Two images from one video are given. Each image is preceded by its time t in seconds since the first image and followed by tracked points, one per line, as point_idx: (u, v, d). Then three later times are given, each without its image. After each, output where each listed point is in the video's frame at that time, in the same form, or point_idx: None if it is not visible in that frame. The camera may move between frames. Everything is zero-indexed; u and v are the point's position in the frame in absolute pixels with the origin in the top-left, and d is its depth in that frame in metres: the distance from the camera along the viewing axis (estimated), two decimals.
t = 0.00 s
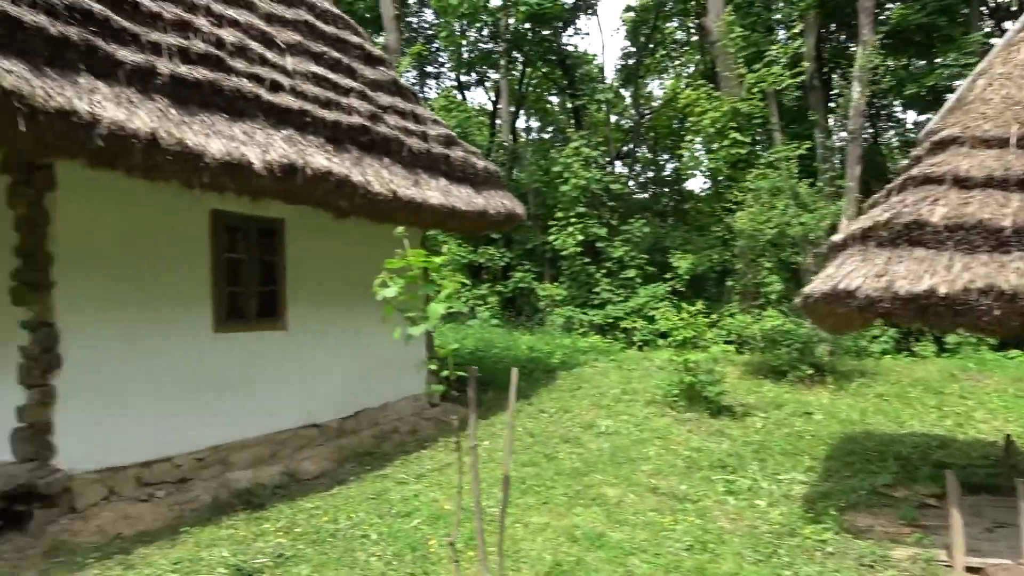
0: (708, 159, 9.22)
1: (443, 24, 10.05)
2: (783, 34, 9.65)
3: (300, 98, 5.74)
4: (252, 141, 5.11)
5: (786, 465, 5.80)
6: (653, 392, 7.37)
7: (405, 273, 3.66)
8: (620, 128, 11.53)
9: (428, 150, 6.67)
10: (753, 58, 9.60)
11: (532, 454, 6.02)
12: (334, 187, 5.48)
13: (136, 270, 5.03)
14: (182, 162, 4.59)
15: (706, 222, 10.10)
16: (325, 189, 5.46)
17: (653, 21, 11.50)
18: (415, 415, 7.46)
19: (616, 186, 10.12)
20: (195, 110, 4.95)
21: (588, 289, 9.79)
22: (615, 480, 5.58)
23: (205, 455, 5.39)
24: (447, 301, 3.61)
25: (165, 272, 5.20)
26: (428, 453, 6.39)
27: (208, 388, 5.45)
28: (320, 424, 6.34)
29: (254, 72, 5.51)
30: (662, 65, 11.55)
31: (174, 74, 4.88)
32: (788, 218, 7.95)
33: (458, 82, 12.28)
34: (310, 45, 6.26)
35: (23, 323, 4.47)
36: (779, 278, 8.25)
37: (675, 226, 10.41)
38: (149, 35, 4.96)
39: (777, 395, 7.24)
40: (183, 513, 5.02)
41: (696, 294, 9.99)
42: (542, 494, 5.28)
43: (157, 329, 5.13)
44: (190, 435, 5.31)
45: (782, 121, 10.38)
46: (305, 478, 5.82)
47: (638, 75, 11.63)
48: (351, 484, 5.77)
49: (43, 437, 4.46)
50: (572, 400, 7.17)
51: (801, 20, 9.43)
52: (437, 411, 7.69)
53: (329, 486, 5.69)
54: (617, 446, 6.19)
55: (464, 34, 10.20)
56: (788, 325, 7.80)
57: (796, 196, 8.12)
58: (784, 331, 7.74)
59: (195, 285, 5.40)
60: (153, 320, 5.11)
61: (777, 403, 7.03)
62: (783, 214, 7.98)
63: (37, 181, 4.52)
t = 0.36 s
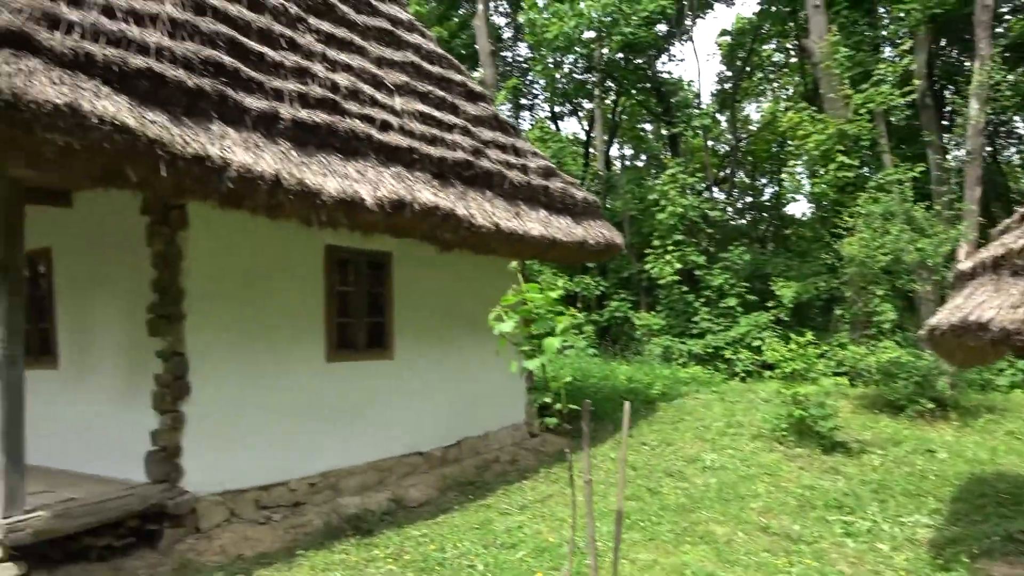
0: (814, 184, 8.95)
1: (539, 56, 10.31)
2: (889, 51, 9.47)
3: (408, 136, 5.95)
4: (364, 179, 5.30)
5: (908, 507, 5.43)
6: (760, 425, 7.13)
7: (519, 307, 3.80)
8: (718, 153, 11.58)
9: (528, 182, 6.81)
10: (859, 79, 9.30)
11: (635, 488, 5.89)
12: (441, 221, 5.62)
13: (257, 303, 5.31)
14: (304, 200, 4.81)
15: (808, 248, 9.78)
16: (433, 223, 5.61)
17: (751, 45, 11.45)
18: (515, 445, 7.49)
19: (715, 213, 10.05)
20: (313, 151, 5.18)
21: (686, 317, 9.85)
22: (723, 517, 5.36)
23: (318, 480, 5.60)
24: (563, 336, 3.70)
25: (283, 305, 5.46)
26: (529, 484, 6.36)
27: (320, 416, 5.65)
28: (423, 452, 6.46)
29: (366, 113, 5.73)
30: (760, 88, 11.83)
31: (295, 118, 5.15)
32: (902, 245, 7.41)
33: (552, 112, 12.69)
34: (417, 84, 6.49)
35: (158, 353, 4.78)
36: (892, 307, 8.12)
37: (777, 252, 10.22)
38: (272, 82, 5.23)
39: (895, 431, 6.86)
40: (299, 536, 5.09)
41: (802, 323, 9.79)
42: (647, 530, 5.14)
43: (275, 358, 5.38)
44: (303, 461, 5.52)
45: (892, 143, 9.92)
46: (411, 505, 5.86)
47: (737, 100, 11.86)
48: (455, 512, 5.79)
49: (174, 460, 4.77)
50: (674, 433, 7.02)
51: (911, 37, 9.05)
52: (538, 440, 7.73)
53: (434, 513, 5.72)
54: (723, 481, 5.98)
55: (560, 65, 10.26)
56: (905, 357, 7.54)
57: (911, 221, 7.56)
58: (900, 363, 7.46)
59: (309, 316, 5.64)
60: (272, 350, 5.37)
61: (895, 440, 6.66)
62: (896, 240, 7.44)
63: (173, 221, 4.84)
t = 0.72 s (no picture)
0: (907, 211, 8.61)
1: (615, 89, 10.23)
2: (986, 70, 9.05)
3: (492, 171, 6.06)
4: (451, 214, 5.33)
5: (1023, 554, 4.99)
6: (856, 463, 6.84)
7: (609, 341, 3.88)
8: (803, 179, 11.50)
9: (611, 214, 6.84)
10: (954, 100, 8.95)
11: (724, 526, 5.66)
12: (525, 253, 5.61)
13: (348, 334, 5.43)
14: (391, 235, 4.80)
15: (902, 276, 9.56)
16: (517, 255, 5.61)
17: (836, 68, 11.34)
18: (598, 479, 7.42)
19: (801, 241, 9.80)
20: (402, 187, 5.27)
21: (773, 349, 9.68)
22: (819, 559, 5.04)
23: (403, 509, 5.61)
24: (653, 371, 3.71)
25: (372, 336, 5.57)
26: (613, 518, 6.22)
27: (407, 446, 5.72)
28: (505, 482, 6.47)
29: (452, 149, 5.86)
30: (845, 113, 11.93)
31: (385, 156, 5.27)
32: (1007, 273, 6.99)
33: (630, 143, 12.99)
34: (500, 120, 6.66)
35: (256, 383, 4.92)
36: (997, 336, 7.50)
37: (868, 282, 9.96)
38: (364, 122, 5.39)
39: (1005, 471, 6.42)
40: (386, 565, 5.14)
41: (897, 355, 9.46)
42: (739, 570, 4.87)
43: (365, 388, 5.48)
44: (390, 490, 5.57)
45: (990, 165, 9.46)
46: (494, 537, 5.86)
47: (822, 124, 11.93)
48: (538, 545, 5.70)
49: (269, 487, 4.86)
50: (763, 470, 6.79)
51: (1011, 56, 8.64)
52: (620, 474, 7.67)
53: (517, 546, 5.66)
54: (818, 521, 5.69)
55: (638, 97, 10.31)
56: (1014, 392, 7.02)
57: (1017, 247, 7.22)
58: (1008, 399, 6.94)
59: (398, 346, 5.73)
60: (362, 380, 5.47)
61: (1005, 481, 6.23)
62: (1001, 268, 7.04)
63: (271, 256, 5.02)
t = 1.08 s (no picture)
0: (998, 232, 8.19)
1: (688, 112, 10.31)
2: None
3: (565, 198, 6.08)
4: (525, 241, 5.33)
5: None
6: (950, 498, 6.49)
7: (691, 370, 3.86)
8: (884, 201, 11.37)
9: (685, 239, 6.80)
10: None
11: (808, 563, 5.28)
12: (599, 279, 5.58)
13: (426, 358, 5.45)
14: (468, 263, 4.81)
15: (995, 301, 9.21)
16: (591, 281, 5.58)
17: (919, 85, 10.94)
18: (674, 508, 7.29)
19: (884, 263, 9.56)
20: (477, 216, 5.29)
21: (855, 377, 9.41)
22: None
23: (478, 535, 5.57)
24: (738, 401, 3.69)
25: (448, 361, 5.59)
26: (690, 550, 6.05)
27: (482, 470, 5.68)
28: (578, 510, 6.39)
29: (526, 177, 5.90)
30: (928, 131, 11.64)
31: (462, 186, 5.30)
32: None
33: (701, 166, 13.10)
34: (573, 147, 6.72)
35: (336, 407, 4.96)
36: None
37: (957, 307, 9.60)
38: (440, 153, 5.47)
39: None
40: None
41: (991, 384, 9.03)
42: None
43: (441, 412, 5.48)
44: (466, 516, 5.53)
45: None
46: (570, 566, 5.78)
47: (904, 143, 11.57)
48: None
49: (348, 509, 4.85)
50: (849, 503, 6.51)
51: None
52: (697, 504, 7.52)
53: None
54: (910, 559, 5.35)
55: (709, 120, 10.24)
56: None
57: None
58: None
59: (474, 372, 5.74)
60: (439, 404, 5.48)
61: None
62: None
63: (351, 284, 5.08)
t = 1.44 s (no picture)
0: None
1: (759, 123, 10.20)
2: None
3: (635, 212, 6.06)
4: (595, 256, 5.31)
5: None
6: None
7: (771, 387, 3.79)
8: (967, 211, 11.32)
9: (758, 252, 6.68)
10: None
11: None
12: (669, 293, 5.51)
13: (496, 372, 5.47)
14: (538, 277, 4.81)
15: None
16: (661, 295, 5.51)
17: (1004, 90, 10.13)
18: (747, 528, 7.12)
19: (969, 277, 9.23)
20: (547, 230, 5.30)
21: (938, 395, 9.07)
22: None
23: (547, 549, 5.53)
24: (822, 420, 3.61)
25: (518, 374, 5.60)
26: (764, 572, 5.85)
27: (552, 486, 5.66)
28: (648, 528, 6.29)
29: (595, 192, 5.90)
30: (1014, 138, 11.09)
31: (532, 201, 5.32)
32: None
33: (772, 177, 12.99)
34: (642, 161, 6.70)
35: (407, 419, 5.02)
36: None
37: None
38: (511, 168, 5.51)
39: None
40: None
41: None
42: None
43: (511, 425, 5.49)
44: (535, 531, 5.51)
45: None
46: None
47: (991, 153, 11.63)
48: None
49: (419, 520, 4.89)
50: (935, 528, 6.16)
51: None
52: (771, 525, 7.32)
53: None
54: None
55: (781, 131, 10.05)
56: None
57: None
58: None
59: (543, 386, 5.74)
60: (509, 418, 5.50)
61: None
62: None
63: (423, 297, 5.11)
